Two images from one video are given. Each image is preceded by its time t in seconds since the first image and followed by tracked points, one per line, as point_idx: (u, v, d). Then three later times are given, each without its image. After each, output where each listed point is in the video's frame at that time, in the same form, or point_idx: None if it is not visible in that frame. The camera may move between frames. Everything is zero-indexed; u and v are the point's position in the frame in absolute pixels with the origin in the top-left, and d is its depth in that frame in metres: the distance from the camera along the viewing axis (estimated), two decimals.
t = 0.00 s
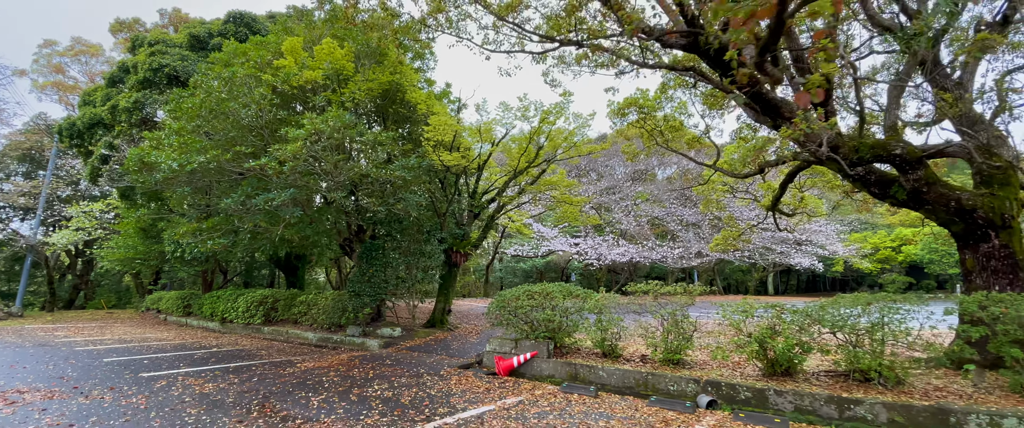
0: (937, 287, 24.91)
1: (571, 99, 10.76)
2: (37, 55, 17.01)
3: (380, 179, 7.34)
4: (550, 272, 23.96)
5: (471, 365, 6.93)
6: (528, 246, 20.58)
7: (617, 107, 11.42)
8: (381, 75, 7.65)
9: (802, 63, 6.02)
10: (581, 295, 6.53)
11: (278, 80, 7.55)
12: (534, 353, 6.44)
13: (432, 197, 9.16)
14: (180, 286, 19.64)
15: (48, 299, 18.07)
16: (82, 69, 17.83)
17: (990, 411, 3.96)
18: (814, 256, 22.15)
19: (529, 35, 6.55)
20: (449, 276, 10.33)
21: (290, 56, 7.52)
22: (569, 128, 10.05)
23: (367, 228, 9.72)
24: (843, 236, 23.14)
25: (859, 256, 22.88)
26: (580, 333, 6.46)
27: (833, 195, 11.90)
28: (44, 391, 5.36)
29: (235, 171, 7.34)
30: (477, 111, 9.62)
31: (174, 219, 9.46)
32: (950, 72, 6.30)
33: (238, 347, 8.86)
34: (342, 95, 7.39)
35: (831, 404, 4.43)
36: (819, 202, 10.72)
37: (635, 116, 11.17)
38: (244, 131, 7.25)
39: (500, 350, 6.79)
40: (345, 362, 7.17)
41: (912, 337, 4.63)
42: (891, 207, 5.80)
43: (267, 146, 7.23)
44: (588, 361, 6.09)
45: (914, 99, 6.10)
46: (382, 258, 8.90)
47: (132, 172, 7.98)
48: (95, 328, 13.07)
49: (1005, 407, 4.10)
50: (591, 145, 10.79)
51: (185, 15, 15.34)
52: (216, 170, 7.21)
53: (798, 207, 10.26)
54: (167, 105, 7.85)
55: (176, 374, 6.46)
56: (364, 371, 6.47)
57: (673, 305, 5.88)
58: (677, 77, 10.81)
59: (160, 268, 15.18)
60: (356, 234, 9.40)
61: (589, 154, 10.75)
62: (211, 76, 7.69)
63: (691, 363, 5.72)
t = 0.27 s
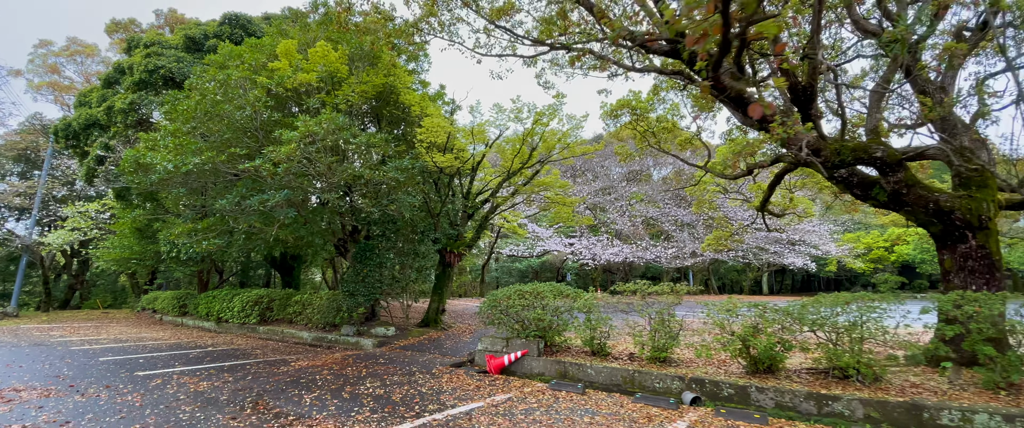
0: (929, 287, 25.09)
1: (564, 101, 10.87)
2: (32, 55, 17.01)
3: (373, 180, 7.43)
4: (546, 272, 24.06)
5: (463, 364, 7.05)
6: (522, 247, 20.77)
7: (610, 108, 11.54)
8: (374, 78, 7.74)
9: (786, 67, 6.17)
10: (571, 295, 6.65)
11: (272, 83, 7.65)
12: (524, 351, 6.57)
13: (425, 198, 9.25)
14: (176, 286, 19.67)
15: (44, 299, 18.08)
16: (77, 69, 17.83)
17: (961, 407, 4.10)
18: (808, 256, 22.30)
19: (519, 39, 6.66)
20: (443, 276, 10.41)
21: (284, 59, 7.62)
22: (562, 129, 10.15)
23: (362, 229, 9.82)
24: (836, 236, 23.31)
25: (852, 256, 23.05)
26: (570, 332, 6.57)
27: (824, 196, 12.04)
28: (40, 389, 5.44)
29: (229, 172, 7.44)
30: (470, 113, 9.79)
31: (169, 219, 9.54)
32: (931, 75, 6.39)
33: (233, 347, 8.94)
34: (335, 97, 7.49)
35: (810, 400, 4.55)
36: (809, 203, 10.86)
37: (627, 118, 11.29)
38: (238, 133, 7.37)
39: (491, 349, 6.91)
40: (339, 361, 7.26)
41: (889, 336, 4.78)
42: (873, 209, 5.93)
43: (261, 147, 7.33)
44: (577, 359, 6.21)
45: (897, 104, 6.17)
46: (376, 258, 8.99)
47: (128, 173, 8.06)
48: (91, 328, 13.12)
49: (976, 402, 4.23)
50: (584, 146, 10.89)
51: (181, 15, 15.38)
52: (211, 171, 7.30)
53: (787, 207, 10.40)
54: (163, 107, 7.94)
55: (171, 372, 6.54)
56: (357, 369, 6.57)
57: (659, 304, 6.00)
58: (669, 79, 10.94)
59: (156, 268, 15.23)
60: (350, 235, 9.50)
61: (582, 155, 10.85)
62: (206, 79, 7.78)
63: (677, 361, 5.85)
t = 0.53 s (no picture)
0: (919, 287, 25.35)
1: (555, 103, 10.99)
2: (25, 55, 16.95)
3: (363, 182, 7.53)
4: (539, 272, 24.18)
5: (452, 363, 7.16)
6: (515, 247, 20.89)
7: (601, 110, 11.67)
8: (366, 80, 7.84)
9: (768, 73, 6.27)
10: (559, 295, 6.77)
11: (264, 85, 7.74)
12: (512, 351, 6.69)
13: (416, 199, 9.34)
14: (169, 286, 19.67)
15: (35, 299, 18.04)
16: (70, 69, 17.79)
17: (929, 404, 4.24)
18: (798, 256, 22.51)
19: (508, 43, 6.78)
20: (435, 276, 10.50)
21: (276, 61, 7.70)
22: (553, 131, 10.25)
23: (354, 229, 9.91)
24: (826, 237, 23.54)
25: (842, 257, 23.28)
26: (557, 332, 6.70)
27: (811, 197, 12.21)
28: (33, 388, 5.51)
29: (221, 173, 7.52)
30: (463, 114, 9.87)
31: (162, 220, 9.60)
32: (909, 80, 6.52)
33: (226, 346, 9.01)
34: (327, 99, 7.59)
35: (786, 397, 4.69)
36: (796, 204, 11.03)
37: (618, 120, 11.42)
38: (230, 135, 7.48)
39: (480, 348, 7.03)
40: (330, 360, 7.35)
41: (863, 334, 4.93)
42: (851, 211, 6.09)
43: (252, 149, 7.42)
44: (564, 358, 6.33)
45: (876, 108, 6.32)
46: (367, 258, 9.09)
47: (120, 173, 8.12)
48: (83, 328, 13.13)
49: (944, 399, 4.38)
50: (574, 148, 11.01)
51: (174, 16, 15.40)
52: (203, 173, 7.38)
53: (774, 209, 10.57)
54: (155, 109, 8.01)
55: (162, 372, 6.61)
56: (347, 368, 6.67)
57: (643, 304, 6.13)
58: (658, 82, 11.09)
59: (148, 268, 15.24)
60: (342, 235, 9.59)
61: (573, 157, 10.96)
62: (198, 81, 7.86)
63: (661, 360, 5.98)
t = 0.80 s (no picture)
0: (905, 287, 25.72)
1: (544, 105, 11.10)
2: (13, 53, 16.80)
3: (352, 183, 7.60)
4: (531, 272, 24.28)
5: (440, 362, 7.25)
6: (507, 247, 21.02)
7: (591, 112, 11.79)
8: (355, 82, 7.90)
9: (750, 78, 6.35)
10: (544, 295, 6.89)
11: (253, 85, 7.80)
12: (499, 350, 6.79)
13: (406, 199, 9.42)
14: (159, 286, 19.57)
15: (23, 299, 17.91)
16: (59, 67, 17.65)
17: (899, 401, 4.37)
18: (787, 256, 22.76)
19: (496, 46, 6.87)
20: (424, 276, 10.57)
21: (265, 62, 7.75)
22: (542, 133, 10.33)
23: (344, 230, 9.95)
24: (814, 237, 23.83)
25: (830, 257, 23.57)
26: (543, 331, 6.80)
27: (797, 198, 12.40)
28: (21, 387, 5.54)
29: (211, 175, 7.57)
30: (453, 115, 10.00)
31: (151, 220, 9.60)
32: (888, 86, 6.67)
33: (215, 346, 9.03)
34: (315, 101, 7.65)
35: (763, 395, 4.83)
36: (781, 205, 11.21)
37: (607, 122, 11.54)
38: (219, 136, 7.53)
39: (468, 347, 7.11)
40: (318, 360, 7.40)
41: (837, 334, 5.08)
42: (829, 213, 6.24)
43: (242, 149, 7.49)
44: (550, 357, 6.44)
45: (855, 113, 6.47)
46: (357, 258, 9.16)
47: (109, 174, 8.13)
48: (71, 328, 13.06)
49: (913, 396, 4.53)
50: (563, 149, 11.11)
51: (165, 14, 15.34)
52: (193, 173, 7.43)
53: (760, 210, 10.73)
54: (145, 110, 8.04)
55: (150, 371, 6.64)
56: (336, 368, 6.73)
57: (628, 305, 6.24)
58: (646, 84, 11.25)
59: (138, 267, 15.20)
60: (332, 236, 9.63)
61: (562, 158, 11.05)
62: (188, 81, 7.90)
63: (644, 359, 6.11)
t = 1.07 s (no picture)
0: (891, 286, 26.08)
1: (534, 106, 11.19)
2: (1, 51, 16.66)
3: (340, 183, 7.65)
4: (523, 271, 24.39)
5: (428, 360, 7.33)
6: (498, 247, 21.15)
7: (580, 113, 11.90)
8: (344, 82, 7.96)
9: (732, 81, 6.48)
10: (531, 294, 6.98)
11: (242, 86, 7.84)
12: (486, 348, 6.88)
13: (395, 199, 9.47)
14: (149, 285, 19.47)
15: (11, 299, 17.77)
16: (48, 65, 17.53)
17: (869, 396, 4.50)
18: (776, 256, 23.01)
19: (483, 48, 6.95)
20: (414, 276, 10.63)
21: (254, 62, 7.80)
22: (532, 133, 10.41)
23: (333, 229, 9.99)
24: (803, 238, 24.10)
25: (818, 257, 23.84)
26: (530, 330, 6.90)
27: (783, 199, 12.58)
28: (7, 385, 5.56)
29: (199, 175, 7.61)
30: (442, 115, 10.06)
31: (139, 219, 9.59)
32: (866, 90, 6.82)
33: (203, 345, 9.05)
34: (304, 102, 7.72)
35: (739, 391, 4.96)
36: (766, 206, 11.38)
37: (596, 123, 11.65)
38: (207, 136, 7.57)
39: (455, 346, 7.20)
40: (306, 358, 7.45)
41: (812, 331, 5.20)
42: (808, 214, 6.37)
43: (230, 149, 7.53)
44: (535, 355, 6.54)
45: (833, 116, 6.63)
46: (346, 258, 9.20)
47: (97, 173, 8.14)
48: (59, 328, 13.00)
49: (883, 391, 4.66)
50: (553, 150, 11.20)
51: (155, 13, 15.28)
52: (181, 173, 7.47)
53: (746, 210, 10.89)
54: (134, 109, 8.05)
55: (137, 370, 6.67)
56: (323, 366, 6.79)
57: (612, 304, 6.35)
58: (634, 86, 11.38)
59: (127, 267, 15.14)
60: (322, 235, 9.66)
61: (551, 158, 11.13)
62: (176, 81, 7.93)
63: (627, 357, 6.23)
